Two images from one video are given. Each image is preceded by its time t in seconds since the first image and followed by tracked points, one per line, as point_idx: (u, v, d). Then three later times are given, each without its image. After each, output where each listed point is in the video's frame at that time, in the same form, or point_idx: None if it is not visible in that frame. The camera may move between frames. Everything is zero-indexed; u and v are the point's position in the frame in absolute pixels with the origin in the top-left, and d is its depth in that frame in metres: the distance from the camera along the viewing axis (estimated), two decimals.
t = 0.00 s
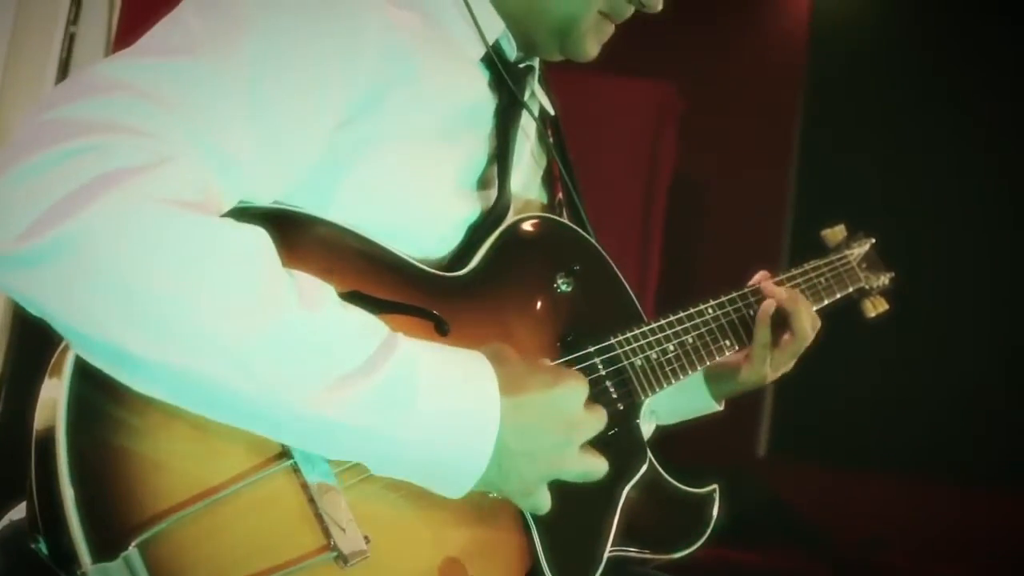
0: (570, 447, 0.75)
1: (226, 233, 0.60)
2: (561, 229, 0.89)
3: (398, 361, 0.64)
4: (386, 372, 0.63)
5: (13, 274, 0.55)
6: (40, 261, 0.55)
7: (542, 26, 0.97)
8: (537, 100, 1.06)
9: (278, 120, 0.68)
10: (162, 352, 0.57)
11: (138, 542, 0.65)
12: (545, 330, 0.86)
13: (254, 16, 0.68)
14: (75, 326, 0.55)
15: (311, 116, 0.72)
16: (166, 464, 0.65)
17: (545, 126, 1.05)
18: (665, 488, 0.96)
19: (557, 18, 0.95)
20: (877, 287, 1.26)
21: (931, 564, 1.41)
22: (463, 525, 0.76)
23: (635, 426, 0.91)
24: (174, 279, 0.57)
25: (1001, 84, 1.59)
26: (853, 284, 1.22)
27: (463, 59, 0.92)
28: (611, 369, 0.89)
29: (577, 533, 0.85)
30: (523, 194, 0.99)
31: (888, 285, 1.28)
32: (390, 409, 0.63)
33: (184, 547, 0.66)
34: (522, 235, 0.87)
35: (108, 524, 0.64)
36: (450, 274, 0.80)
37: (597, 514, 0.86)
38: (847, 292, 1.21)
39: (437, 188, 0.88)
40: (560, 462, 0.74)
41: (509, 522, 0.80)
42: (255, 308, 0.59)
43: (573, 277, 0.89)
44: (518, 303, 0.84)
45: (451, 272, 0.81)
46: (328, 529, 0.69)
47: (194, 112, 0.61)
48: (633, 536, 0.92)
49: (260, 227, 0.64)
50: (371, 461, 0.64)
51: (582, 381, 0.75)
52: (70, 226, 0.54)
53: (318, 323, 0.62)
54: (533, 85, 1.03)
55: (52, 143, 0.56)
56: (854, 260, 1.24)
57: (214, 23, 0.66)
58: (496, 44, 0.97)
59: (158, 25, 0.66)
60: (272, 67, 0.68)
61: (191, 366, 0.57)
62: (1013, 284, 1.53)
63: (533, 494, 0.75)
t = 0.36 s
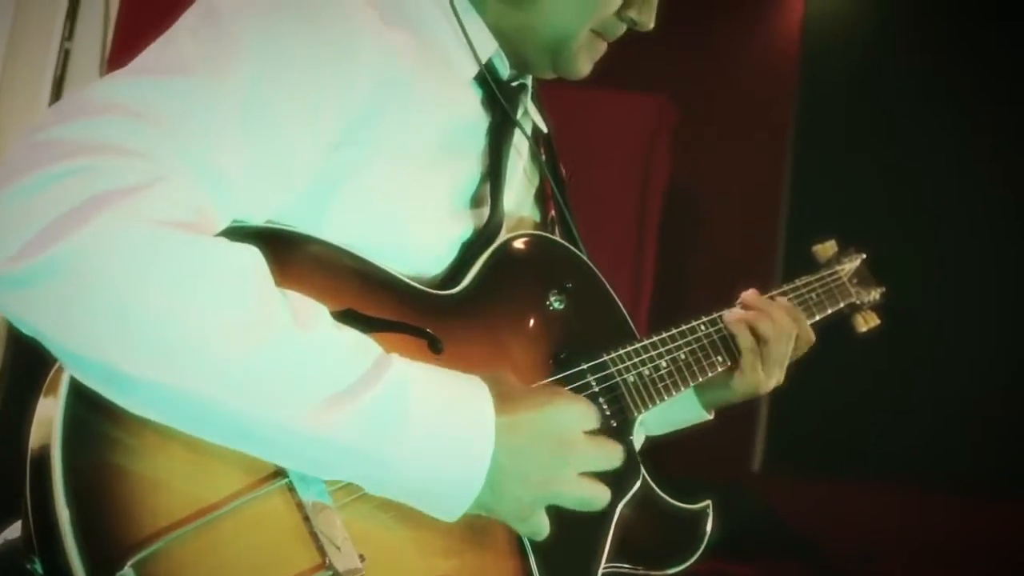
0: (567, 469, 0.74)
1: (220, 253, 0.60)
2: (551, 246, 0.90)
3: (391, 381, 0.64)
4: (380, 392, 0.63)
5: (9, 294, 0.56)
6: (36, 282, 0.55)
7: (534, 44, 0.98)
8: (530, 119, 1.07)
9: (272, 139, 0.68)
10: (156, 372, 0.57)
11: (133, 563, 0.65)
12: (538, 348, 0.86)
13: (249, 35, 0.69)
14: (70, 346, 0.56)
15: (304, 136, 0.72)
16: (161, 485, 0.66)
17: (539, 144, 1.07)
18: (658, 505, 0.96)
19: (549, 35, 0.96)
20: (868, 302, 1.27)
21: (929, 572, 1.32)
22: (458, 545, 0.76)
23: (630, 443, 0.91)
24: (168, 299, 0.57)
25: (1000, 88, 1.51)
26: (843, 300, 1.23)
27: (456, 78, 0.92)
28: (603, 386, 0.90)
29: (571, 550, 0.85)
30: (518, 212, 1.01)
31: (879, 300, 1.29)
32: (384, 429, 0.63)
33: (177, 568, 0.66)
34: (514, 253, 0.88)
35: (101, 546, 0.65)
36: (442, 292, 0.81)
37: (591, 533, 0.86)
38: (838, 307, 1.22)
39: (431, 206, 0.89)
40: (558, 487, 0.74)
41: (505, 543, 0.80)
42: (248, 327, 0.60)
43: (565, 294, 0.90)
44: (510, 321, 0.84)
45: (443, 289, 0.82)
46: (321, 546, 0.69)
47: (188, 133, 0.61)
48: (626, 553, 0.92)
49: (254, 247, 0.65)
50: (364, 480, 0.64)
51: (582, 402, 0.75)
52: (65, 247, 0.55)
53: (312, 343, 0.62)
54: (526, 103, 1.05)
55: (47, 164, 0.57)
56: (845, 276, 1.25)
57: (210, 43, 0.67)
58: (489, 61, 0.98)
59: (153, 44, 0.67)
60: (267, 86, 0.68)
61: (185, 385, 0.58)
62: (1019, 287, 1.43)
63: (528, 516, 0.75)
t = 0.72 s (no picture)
0: (562, 494, 0.75)
1: (215, 285, 0.61)
2: (543, 270, 0.91)
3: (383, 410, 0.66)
4: (370, 425, 0.64)
5: (7, 327, 0.57)
6: (34, 316, 0.56)
7: (523, 68, 0.99)
8: (521, 143, 1.09)
9: (264, 170, 0.70)
10: (152, 404, 0.57)
11: None
12: (529, 370, 0.87)
13: (242, 67, 0.70)
14: (67, 378, 0.56)
15: (298, 167, 0.74)
16: (156, 511, 0.67)
17: (530, 167, 1.08)
18: (650, 523, 0.97)
19: (538, 60, 0.98)
20: (858, 320, 1.28)
21: None
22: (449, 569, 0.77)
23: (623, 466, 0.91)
24: (164, 331, 0.58)
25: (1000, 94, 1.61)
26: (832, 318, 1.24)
27: (448, 106, 0.93)
28: (594, 409, 0.91)
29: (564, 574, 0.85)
30: (509, 236, 1.03)
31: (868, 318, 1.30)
32: (376, 458, 0.64)
33: None
34: (505, 277, 0.89)
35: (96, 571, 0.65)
36: (432, 317, 0.82)
37: (584, 556, 0.86)
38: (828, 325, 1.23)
39: (423, 233, 0.90)
40: (552, 511, 0.74)
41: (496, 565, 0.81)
42: (243, 358, 0.60)
43: (557, 317, 0.91)
44: (502, 344, 0.85)
45: (437, 314, 0.83)
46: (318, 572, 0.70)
47: (187, 167, 0.63)
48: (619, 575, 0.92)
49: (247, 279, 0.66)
50: (357, 508, 0.65)
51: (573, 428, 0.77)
52: (64, 280, 0.55)
53: (305, 373, 0.63)
54: (518, 127, 1.06)
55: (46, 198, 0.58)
56: (834, 294, 1.26)
57: (203, 73, 0.68)
58: (480, 87, 1.00)
59: (145, 77, 0.67)
60: (260, 118, 0.69)
61: (180, 418, 0.58)
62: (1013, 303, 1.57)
63: (521, 541, 0.75)
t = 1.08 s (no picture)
0: (551, 526, 0.75)
1: (209, 311, 0.61)
2: (534, 288, 0.92)
3: (378, 441, 0.65)
4: (366, 450, 0.64)
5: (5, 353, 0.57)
6: (32, 342, 0.56)
7: (512, 87, 1.00)
8: (512, 163, 1.09)
9: (256, 196, 0.70)
10: (148, 431, 0.57)
11: None
12: (522, 388, 0.87)
13: (233, 90, 0.70)
14: (64, 403, 0.56)
15: (290, 191, 0.74)
16: (147, 533, 0.67)
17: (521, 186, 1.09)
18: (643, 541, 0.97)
19: (527, 81, 0.98)
20: (851, 335, 1.28)
21: None
22: None
23: (616, 483, 0.91)
24: (161, 356, 0.58)
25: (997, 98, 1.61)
26: (824, 334, 1.25)
27: (439, 127, 0.94)
28: (587, 426, 0.91)
29: None
30: (500, 255, 1.04)
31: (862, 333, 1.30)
32: (370, 490, 0.64)
33: None
34: (498, 297, 0.89)
35: None
36: (425, 335, 0.82)
37: None
38: (821, 341, 1.24)
39: (414, 253, 0.91)
40: (543, 541, 0.75)
41: None
42: (238, 384, 0.61)
43: (549, 335, 0.91)
44: (494, 363, 0.85)
45: (428, 333, 0.83)
46: None
47: (178, 193, 0.63)
48: None
49: (241, 306, 0.66)
50: (352, 536, 0.64)
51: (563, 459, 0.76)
52: (63, 305, 0.56)
53: (298, 402, 0.63)
54: (508, 147, 1.07)
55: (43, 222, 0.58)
56: (826, 309, 1.27)
57: (193, 97, 0.68)
58: (470, 108, 1.01)
59: (138, 101, 0.68)
60: (251, 140, 0.70)
61: (177, 444, 0.58)
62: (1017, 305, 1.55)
63: (512, 567, 0.75)
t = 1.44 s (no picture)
0: (543, 536, 0.75)
1: (200, 330, 0.61)
2: (523, 305, 0.93)
3: (369, 455, 0.65)
4: (360, 459, 0.64)
5: None
6: (24, 360, 0.57)
7: (505, 108, 1.00)
8: (501, 182, 1.10)
9: (248, 217, 0.71)
10: (139, 446, 0.57)
11: None
12: (512, 405, 0.87)
13: (226, 113, 0.70)
14: (55, 421, 0.57)
15: (283, 211, 0.75)
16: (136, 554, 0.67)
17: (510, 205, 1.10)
18: (630, 553, 0.97)
19: (518, 99, 0.99)
20: (838, 349, 1.29)
21: None
22: None
23: (604, 500, 0.91)
24: (151, 373, 0.58)
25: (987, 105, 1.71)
26: (811, 349, 1.25)
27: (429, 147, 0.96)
28: (576, 444, 0.91)
29: None
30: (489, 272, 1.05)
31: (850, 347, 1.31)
32: (360, 503, 0.63)
33: None
34: (487, 316, 0.90)
35: None
36: (418, 354, 0.83)
37: None
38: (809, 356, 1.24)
39: (404, 270, 0.91)
40: (536, 551, 0.75)
41: None
42: (229, 400, 0.61)
43: (537, 353, 0.91)
44: (484, 381, 0.86)
45: (419, 352, 0.84)
46: None
47: (170, 213, 0.63)
48: None
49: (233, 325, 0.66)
50: (343, 548, 0.64)
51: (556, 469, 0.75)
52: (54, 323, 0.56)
53: (289, 420, 0.63)
54: (496, 165, 1.08)
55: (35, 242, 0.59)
56: (814, 324, 1.27)
57: (186, 118, 0.68)
58: (459, 127, 1.01)
59: (130, 122, 0.68)
60: (243, 162, 0.70)
61: (168, 461, 0.58)
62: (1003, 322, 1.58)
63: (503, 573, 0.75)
